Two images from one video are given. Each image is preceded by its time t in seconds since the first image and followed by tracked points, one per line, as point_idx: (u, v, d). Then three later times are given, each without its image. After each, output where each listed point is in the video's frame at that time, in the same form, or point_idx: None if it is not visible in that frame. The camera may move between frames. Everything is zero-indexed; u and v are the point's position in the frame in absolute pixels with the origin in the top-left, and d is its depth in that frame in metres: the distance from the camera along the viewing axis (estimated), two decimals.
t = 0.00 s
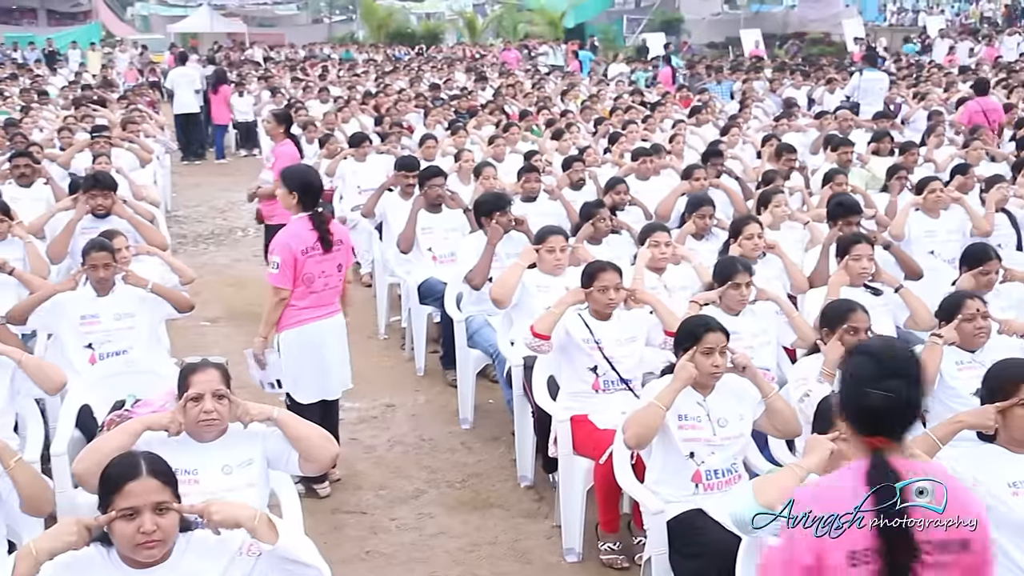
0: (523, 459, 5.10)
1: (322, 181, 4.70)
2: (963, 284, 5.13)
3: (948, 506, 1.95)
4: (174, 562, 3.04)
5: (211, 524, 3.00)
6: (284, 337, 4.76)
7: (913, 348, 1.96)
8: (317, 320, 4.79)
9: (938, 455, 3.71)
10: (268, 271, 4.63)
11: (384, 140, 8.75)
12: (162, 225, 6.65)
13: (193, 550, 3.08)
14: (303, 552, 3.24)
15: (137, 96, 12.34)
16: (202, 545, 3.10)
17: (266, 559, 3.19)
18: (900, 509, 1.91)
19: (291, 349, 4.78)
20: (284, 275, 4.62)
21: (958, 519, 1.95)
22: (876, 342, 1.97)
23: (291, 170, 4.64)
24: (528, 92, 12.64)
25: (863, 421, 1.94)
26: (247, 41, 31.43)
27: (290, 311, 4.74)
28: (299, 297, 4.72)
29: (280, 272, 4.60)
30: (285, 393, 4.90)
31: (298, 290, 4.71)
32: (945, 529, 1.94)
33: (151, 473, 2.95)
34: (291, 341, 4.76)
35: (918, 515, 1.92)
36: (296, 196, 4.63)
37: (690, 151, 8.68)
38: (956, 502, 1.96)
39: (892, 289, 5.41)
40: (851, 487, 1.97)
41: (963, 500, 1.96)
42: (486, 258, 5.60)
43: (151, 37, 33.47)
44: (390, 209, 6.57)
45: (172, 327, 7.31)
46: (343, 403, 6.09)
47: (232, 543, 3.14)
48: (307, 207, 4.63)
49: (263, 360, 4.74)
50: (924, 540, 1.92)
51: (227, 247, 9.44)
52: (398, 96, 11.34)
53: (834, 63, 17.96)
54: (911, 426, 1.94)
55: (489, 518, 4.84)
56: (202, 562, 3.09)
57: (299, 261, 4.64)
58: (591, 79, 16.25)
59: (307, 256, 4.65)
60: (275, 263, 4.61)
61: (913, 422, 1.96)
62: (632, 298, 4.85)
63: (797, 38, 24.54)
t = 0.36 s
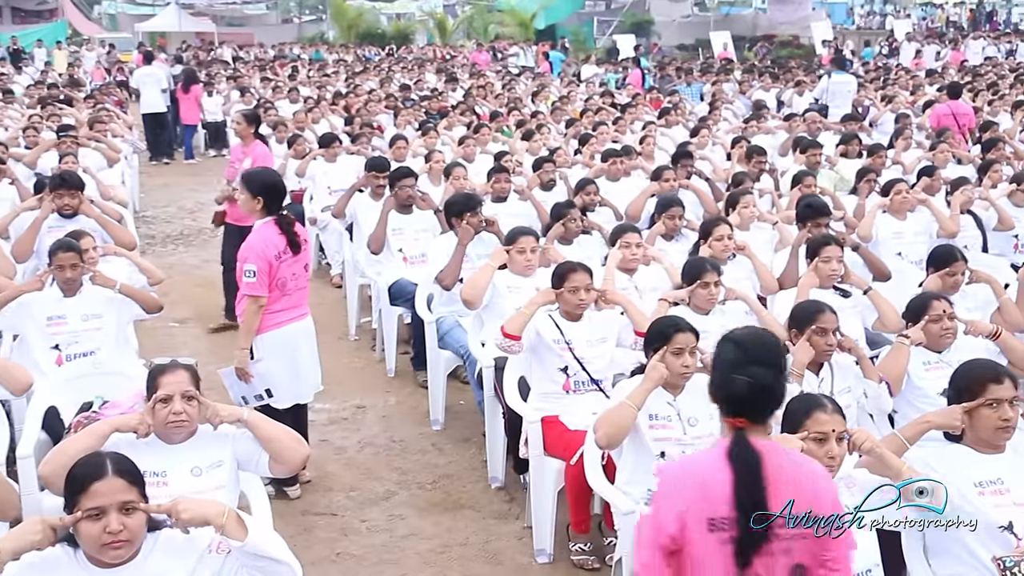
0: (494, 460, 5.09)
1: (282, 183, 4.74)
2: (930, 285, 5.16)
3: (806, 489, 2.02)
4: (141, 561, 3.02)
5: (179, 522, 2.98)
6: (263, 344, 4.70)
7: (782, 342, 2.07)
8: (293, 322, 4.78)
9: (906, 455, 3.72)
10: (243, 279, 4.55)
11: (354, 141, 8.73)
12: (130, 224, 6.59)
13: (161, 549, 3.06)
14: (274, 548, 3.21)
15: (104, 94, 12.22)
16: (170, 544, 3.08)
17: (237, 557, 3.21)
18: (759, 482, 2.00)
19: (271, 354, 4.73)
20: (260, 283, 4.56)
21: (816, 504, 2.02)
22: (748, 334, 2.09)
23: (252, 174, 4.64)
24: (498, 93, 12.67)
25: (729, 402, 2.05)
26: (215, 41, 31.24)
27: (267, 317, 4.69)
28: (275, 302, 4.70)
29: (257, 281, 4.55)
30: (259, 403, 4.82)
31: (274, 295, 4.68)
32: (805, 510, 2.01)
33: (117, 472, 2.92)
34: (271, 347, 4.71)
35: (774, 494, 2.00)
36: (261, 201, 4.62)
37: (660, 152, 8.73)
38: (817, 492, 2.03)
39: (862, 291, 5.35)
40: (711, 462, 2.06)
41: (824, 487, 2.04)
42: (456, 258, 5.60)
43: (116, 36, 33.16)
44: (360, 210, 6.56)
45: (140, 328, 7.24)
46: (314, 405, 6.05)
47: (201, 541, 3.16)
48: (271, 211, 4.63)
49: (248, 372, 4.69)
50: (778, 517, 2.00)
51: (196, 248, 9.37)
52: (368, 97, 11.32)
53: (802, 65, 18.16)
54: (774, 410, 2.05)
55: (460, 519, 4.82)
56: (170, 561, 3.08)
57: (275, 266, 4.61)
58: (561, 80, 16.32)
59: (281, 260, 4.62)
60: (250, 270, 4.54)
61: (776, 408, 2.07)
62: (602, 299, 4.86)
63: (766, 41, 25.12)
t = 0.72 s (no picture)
0: (473, 462, 5.08)
1: (253, 187, 4.72)
2: (907, 287, 5.19)
3: (703, 449, 2.16)
4: (117, 563, 3.02)
5: (157, 525, 2.96)
6: (237, 350, 4.69)
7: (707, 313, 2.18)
8: (268, 327, 4.76)
9: (882, 456, 3.73)
10: (214, 285, 4.53)
11: (332, 142, 8.72)
12: (107, 225, 6.54)
13: (138, 552, 3.06)
14: (252, 550, 3.18)
15: (81, 95, 12.15)
16: (147, 546, 3.08)
17: (213, 559, 3.17)
18: (655, 436, 2.14)
19: (246, 359, 4.71)
20: (230, 289, 4.54)
21: (709, 465, 2.16)
22: (678, 299, 2.21)
23: (222, 179, 4.64)
24: (477, 95, 12.68)
25: (643, 358, 2.19)
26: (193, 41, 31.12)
27: (240, 323, 4.68)
28: (247, 308, 4.68)
29: (226, 287, 4.53)
30: (238, 409, 4.80)
31: (246, 300, 4.65)
32: (696, 467, 2.16)
33: (93, 474, 2.90)
34: (245, 352, 4.70)
35: (669, 448, 2.15)
36: (229, 205, 4.62)
37: (639, 154, 8.76)
38: (713, 454, 2.16)
39: (840, 294, 5.38)
40: (618, 410, 2.22)
41: (722, 450, 2.17)
42: (435, 260, 5.61)
43: (93, 36, 32.95)
44: (339, 211, 6.55)
45: (117, 330, 7.19)
46: (292, 407, 6.03)
47: (178, 543, 3.15)
48: (240, 216, 4.61)
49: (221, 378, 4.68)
50: (668, 469, 2.16)
51: (173, 250, 9.32)
52: (348, 98, 11.30)
53: (780, 68, 18.29)
54: (686, 372, 2.19)
55: (439, 521, 4.82)
56: (147, 563, 3.07)
57: (246, 272, 4.58)
58: (540, 82, 16.37)
59: (252, 265, 4.59)
60: (219, 276, 4.52)
61: (689, 372, 2.20)
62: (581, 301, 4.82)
63: (745, 44, 25.43)
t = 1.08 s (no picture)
0: (454, 464, 5.06)
1: (223, 189, 4.67)
2: (887, 288, 5.20)
3: (599, 429, 2.40)
4: (96, 568, 3.00)
5: (135, 529, 2.94)
6: (209, 353, 4.71)
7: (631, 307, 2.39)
8: (240, 330, 4.72)
9: (862, 458, 3.75)
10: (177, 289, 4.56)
11: (313, 144, 8.70)
12: (86, 227, 6.51)
13: (117, 556, 3.05)
14: (232, 554, 3.16)
15: (59, 98, 12.08)
16: (125, 551, 3.06)
17: (193, 563, 3.15)
18: (557, 412, 2.43)
19: (218, 363, 4.72)
20: (192, 294, 4.53)
21: (602, 445, 2.39)
22: (610, 291, 2.44)
23: (195, 181, 4.63)
24: (459, 97, 12.69)
25: (568, 340, 2.46)
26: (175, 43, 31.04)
27: (209, 327, 4.68)
28: (216, 312, 4.66)
29: (188, 291, 4.53)
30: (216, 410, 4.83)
31: (213, 305, 4.64)
32: (592, 448, 2.40)
33: (71, 479, 2.89)
34: (215, 356, 4.71)
35: (576, 427, 2.42)
36: (198, 208, 4.59)
37: (620, 157, 8.78)
38: (611, 439, 2.39)
39: (820, 296, 5.40)
40: (545, 385, 2.53)
41: (616, 435, 2.38)
42: (417, 263, 5.61)
43: (73, 37, 32.81)
44: (319, 214, 6.54)
45: (96, 334, 7.15)
46: (274, 410, 6.01)
47: (157, 547, 3.13)
48: (205, 219, 4.57)
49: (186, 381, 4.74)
50: (572, 447, 2.43)
51: (154, 253, 9.28)
52: (329, 101, 11.28)
53: (761, 70, 18.38)
54: (603, 359, 2.43)
55: (420, 524, 4.80)
56: (126, 568, 3.06)
57: (211, 276, 4.57)
58: (522, 84, 16.38)
59: (217, 270, 4.57)
60: (181, 281, 4.54)
61: (608, 361, 2.43)
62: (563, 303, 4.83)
63: (726, 46, 25.62)
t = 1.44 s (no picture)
0: (436, 463, 5.05)
1: (206, 187, 4.67)
2: (867, 287, 5.23)
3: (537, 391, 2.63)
4: (74, 569, 2.98)
5: (114, 531, 2.93)
6: (187, 351, 4.72)
7: (570, 279, 2.62)
8: (220, 329, 4.71)
9: (841, 455, 3.77)
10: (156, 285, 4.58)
11: (295, 143, 8.69)
12: (64, 226, 6.46)
13: (95, 557, 3.03)
14: (212, 554, 3.15)
15: (37, 97, 12.02)
16: (104, 552, 3.05)
17: (172, 564, 3.14)
18: (502, 375, 2.68)
19: (197, 361, 4.72)
20: (171, 290, 4.56)
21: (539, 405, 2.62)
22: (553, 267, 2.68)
23: (178, 179, 4.63)
24: (440, 96, 12.68)
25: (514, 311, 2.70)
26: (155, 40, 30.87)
27: (189, 324, 4.68)
28: (196, 309, 4.66)
29: (167, 287, 4.55)
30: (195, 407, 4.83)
31: (193, 302, 4.64)
32: (532, 407, 2.63)
33: (49, 479, 2.87)
34: (193, 353, 4.71)
35: (517, 388, 2.66)
36: (179, 205, 4.60)
37: (602, 155, 8.79)
38: (548, 399, 2.61)
39: (800, 294, 5.43)
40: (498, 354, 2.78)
41: (553, 396, 2.60)
42: (398, 263, 5.60)
43: (52, 36, 32.60)
44: (300, 213, 6.54)
45: (76, 334, 7.12)
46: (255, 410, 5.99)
47: (136, 548, 3.12)
48: (188, 216, 4.59)
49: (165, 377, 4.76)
50: (515, 407, 2.66)
51: (134, 252, 9.24)
52: (310, 100, 11.26)
53: (742, 69, 18.44)
54: (543, 327, 2.66)
55: (402, 523, 4.80)
56: (105, 569, 3.04)
57: (190, 274, 4.58)
58: (504, 84, 16.39)
59: (196, 267, 4.59)
60: (160, 277, 4.56)
61: (551, 329, 2.66)
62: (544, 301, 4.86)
63: (708, 45, 25.76)
